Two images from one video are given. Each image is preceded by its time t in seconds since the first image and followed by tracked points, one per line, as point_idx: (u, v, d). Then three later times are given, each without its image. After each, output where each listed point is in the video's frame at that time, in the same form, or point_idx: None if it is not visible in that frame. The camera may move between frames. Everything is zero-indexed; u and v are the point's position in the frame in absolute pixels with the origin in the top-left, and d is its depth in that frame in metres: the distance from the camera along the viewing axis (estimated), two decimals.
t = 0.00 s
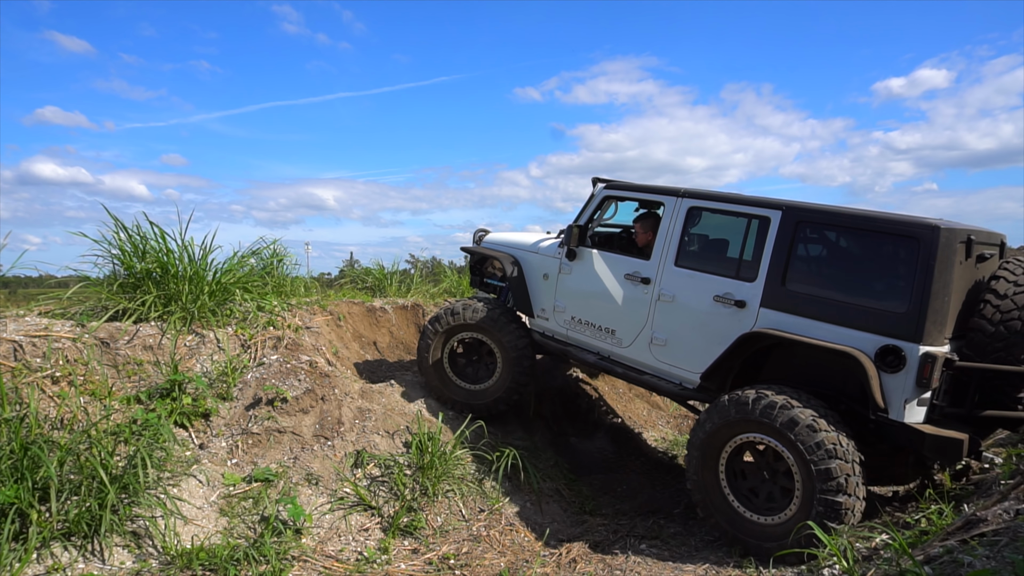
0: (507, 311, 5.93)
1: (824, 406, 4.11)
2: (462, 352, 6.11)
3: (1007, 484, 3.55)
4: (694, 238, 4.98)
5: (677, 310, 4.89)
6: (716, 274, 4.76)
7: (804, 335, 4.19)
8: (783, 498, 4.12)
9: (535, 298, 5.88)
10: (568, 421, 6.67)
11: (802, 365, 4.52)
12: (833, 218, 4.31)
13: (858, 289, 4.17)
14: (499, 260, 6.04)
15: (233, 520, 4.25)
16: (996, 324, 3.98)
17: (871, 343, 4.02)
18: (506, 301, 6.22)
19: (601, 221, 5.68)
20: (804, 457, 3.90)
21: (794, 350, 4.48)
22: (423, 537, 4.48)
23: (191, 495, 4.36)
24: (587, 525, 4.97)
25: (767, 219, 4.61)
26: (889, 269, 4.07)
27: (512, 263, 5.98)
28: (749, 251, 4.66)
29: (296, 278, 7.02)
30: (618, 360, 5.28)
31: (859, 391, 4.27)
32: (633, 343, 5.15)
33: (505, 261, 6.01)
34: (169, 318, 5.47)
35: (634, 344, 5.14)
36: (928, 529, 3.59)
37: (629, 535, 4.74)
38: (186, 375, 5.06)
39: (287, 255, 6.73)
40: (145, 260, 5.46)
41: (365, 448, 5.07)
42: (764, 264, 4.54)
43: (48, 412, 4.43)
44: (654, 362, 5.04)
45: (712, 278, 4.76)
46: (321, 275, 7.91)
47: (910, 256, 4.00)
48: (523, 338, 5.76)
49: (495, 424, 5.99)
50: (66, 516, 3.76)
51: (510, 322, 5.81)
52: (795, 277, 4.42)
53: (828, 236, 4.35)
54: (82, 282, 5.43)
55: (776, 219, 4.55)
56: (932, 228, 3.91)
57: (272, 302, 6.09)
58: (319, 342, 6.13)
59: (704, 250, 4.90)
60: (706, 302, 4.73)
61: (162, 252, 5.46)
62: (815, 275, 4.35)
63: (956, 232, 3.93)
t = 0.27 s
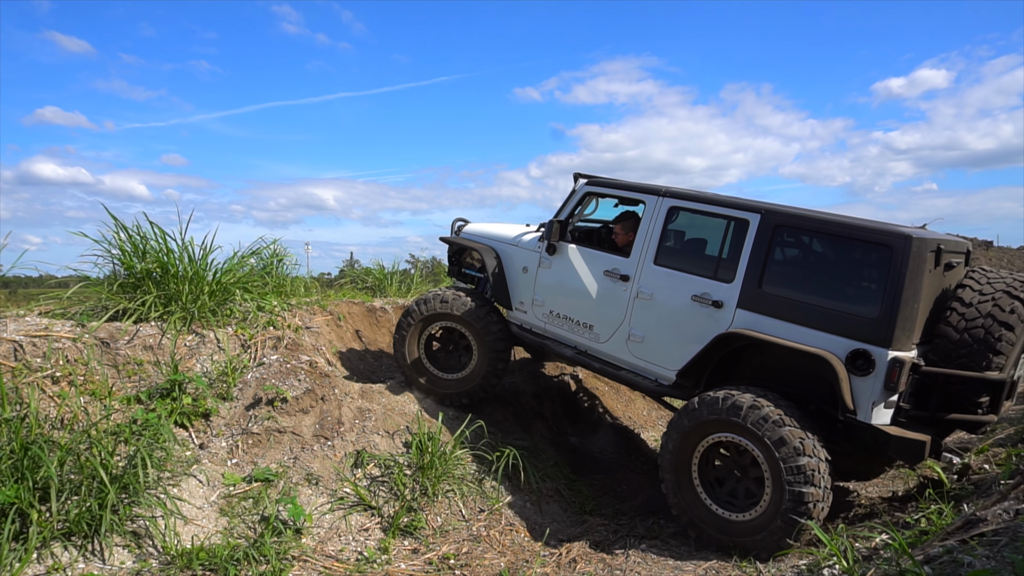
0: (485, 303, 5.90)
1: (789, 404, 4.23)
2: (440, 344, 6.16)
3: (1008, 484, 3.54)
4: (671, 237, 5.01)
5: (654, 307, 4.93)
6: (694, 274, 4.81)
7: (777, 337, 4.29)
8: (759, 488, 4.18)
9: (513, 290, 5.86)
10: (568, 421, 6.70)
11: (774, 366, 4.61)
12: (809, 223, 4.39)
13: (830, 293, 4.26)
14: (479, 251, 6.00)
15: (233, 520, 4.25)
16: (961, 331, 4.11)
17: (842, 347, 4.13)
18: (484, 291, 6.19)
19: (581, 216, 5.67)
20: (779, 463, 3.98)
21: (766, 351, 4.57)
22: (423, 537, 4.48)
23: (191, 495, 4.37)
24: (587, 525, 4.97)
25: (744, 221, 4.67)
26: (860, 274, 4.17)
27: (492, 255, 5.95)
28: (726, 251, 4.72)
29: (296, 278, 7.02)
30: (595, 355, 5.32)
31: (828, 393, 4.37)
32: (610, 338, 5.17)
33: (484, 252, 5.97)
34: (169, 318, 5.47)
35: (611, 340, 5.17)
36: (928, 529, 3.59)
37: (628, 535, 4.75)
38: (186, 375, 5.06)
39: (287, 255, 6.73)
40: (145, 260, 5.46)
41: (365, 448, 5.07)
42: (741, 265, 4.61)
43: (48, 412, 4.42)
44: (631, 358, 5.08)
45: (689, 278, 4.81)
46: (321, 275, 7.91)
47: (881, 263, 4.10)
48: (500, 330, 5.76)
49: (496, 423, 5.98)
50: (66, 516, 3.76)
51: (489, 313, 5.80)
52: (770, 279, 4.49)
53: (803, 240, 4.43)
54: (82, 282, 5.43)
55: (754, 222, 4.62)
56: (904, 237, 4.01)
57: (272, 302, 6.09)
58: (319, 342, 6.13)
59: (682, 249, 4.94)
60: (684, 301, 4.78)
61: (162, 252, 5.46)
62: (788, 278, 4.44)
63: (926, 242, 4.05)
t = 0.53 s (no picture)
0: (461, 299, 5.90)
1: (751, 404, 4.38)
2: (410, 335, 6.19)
3: (1008, 484, 3.54)
4: (647, 241, 5.07)
5: (627, 308, 4.99)
6: (668, 277, 4.88)
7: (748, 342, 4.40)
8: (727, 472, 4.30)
9: (488, 285, 5.85)
10: (568, 421, 6.72)
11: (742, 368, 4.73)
12: (781, 232, 4.49)
13: (798, 301, 4.39)
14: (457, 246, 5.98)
15: (233, 520, 4.25)
16: (917, 341, 4.27)
17: (806, 352, 4.26)
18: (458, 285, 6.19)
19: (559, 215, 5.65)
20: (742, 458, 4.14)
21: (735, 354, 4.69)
22: (423, 537, 4.49)
23: (191, 495, 4.37)
24: (587, 525, 4.98)
25: (718, 228, 4.75)
26: (827, 284, 4.30)
27: (468, 251, 5.93)
28: (700, 256, 4.79)
29: (296, 278, 7.03)
30: (568, 352, 5.36)
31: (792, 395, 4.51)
32: (583, 336, 5.23)
33: (461, 248, 5.96)
34: (169, 318, 5.48)
35: (585, 338, 5.22)
36: (928, 529, 3.59)
37: (628, 534, 4.75)
38: (186, 375, 5.06)
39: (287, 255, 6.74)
40: (145, 260, 5.46)
41: (365, 448, 5.07)
42: (714, 271, 4.69)
43: (48, 412, 4.42)
44: (603, 356, 5.14)
45: (663, 281, 4.87)
46: (321, 275, 7.92)
47: (848, 274, 4.23)
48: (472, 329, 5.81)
49: (496, 423, 5.98)
50: (66, 516, 3.76)
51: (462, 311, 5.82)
52: (740, 286, 4.59)
53: (774, 249, 4.54)
54: (82, 282, 5.43)
55: (727, 230, 4.70)
56: (870, 251, 4.14)
57: (272, 302, 6.10)
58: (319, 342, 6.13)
59: (658, 253, 5.01)
60: (658, 303, 4.85)
61: (162, 252, 5.47)
62: (758, 285, 4.55)
63: (890, 255, 4.19)
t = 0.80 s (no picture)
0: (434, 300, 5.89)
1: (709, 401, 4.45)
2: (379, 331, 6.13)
3: (1008, 484, 3.54)
4: (617, 247, 5.10)
5: (596, 311, 5.00)
6: (635, 282, 4.91)
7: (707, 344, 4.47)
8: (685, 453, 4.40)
9: (462, 287, 5.88)
10: (568, 420, 6.69)
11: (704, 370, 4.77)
12: (743, 241, 4.54)
13: (757, 307, 4.45)
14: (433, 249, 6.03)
15: (233, 520, 4.25)
16: (866, 347, 4.33)
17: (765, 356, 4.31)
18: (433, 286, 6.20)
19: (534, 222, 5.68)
20: (698, 441, 4.25)
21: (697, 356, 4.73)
22: (423, 537, 4.49)
23: (191, 495, 4.37)
24: (587, 524, 4.97)
25: (685, 236, 4.79)
26: (786, 292, 4.36)
27: (445, 254, 5.97)
28: (665, 263, 4.83)
29: (296, 278, 7.03)
30: (537, 353, 5.37)
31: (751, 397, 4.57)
32: (552, 338, 5.23)
33: (438, 250, 6.00)
34: (169, 318, 5.48)
35: (554, 339, 5.23)
36: (928, 529, 3.59)
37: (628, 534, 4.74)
38: (186, 375, 5.06)
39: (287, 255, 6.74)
40: (145, 260, 5.46)
41: (365, 448, 5.07)
42: (678, 277, 4.72)
43: (48, 412, 4.42)
44: (572, 357, 5.15)
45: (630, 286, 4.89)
46: (321, 275, 7.92)
47: (805, 283, 4.30)
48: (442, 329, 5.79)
49: (496, 423, 5.97)
50: (66, 516, 3.76)
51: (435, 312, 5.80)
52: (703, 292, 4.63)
53: (736, 257, 4.59)
54: (83, 282, 5.43)
55: (693, 238, 4.74)
56: (826, 262, 4.23)
57: (272, 302, 6.11)
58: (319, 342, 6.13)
59: (626, 259, 5.04)
60: (625, 307, 4.86)
61: (162, 252, 5.47)
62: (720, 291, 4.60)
63: (844, 266, 4.29)
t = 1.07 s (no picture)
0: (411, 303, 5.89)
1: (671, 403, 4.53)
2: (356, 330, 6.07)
3: (1008, 484, 3.53)
4: (588, 251, 5.13)
5: (567, 313, 5.01)
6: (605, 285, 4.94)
7: (673, 345, 4.52)
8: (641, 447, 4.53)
9: (439, 289, 5.87)
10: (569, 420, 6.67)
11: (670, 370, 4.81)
12: (708, 245, 4.59)
13: (721, 309, 4.50)
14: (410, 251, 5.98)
15: (233, 521, 4.25)
16: (824, 348, 4.41)
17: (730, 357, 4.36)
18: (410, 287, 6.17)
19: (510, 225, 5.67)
20: (649, 431, 4.39)
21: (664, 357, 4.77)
22: (423, 537, 4.49)
23: (191, 495, 4.37)
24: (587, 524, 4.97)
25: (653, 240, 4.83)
26: (748, 295, 4.42)
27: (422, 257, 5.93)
28: (634, 266, 4.86)
29: (296, 278, 7.02)
30: (510, 353, 5.37)
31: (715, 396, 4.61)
32: (525, 339, 5.25)
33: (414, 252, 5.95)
34: (169, 318, 5.48)
35: (526, 340, 5.24)
36: (928, 529, 3.59)
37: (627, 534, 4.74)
38: (186, 375, 5.06)
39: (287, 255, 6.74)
40: (145, 260, 5.46)
41: (365, 448, 5.07)
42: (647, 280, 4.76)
43: (48, 412, 4.42)
44: (544, 357, 5.16)
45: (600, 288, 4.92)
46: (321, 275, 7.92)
47: (765, 287, 4.37)
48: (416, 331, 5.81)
49: (495, 423, 5.98)
50: (66, 516, 3.76)
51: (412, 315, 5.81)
52: (671, 295, 4.67)
53: (702, 261, 4.64)
54: (83, 282, 5.43)
55: (660, 242, 4.79)
56: (786, 265, 4.30)
57: (272, 302, 6.11)
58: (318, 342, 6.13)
59: (596, 262, 5.06)
60: (596, 308, 4.89)
61: (162, 252, 5.46)
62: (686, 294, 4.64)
63: (804, 270, 4.37)
